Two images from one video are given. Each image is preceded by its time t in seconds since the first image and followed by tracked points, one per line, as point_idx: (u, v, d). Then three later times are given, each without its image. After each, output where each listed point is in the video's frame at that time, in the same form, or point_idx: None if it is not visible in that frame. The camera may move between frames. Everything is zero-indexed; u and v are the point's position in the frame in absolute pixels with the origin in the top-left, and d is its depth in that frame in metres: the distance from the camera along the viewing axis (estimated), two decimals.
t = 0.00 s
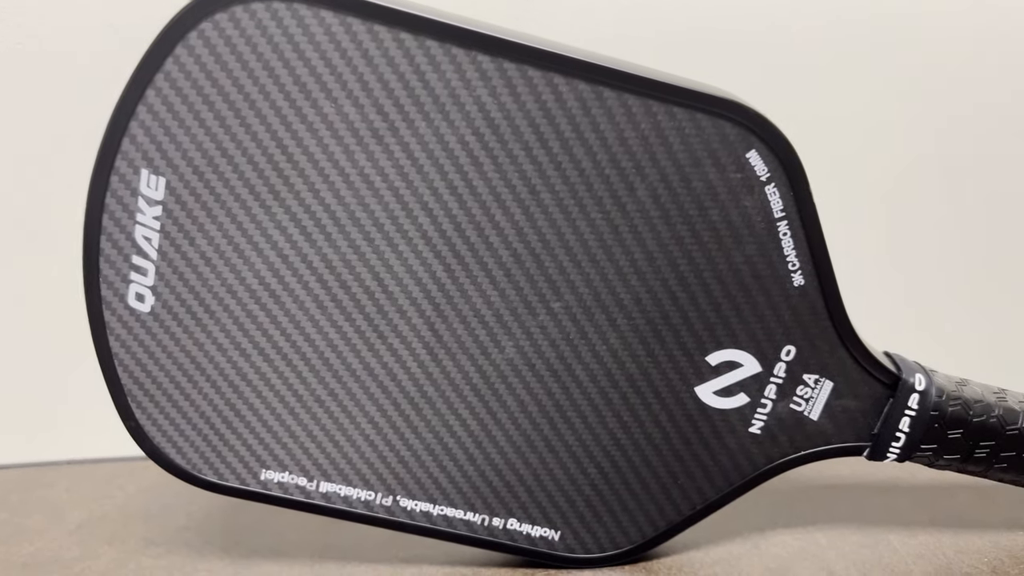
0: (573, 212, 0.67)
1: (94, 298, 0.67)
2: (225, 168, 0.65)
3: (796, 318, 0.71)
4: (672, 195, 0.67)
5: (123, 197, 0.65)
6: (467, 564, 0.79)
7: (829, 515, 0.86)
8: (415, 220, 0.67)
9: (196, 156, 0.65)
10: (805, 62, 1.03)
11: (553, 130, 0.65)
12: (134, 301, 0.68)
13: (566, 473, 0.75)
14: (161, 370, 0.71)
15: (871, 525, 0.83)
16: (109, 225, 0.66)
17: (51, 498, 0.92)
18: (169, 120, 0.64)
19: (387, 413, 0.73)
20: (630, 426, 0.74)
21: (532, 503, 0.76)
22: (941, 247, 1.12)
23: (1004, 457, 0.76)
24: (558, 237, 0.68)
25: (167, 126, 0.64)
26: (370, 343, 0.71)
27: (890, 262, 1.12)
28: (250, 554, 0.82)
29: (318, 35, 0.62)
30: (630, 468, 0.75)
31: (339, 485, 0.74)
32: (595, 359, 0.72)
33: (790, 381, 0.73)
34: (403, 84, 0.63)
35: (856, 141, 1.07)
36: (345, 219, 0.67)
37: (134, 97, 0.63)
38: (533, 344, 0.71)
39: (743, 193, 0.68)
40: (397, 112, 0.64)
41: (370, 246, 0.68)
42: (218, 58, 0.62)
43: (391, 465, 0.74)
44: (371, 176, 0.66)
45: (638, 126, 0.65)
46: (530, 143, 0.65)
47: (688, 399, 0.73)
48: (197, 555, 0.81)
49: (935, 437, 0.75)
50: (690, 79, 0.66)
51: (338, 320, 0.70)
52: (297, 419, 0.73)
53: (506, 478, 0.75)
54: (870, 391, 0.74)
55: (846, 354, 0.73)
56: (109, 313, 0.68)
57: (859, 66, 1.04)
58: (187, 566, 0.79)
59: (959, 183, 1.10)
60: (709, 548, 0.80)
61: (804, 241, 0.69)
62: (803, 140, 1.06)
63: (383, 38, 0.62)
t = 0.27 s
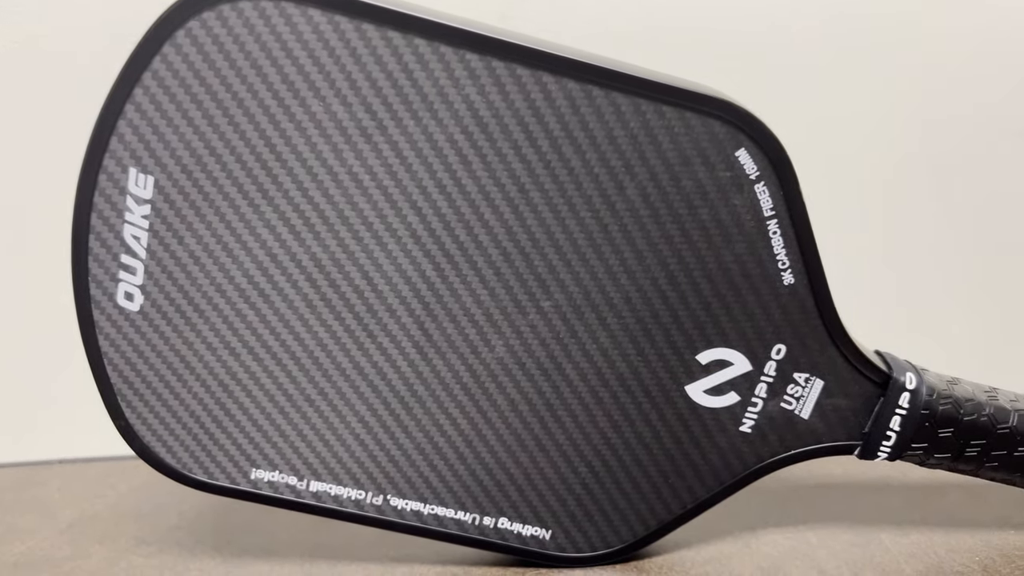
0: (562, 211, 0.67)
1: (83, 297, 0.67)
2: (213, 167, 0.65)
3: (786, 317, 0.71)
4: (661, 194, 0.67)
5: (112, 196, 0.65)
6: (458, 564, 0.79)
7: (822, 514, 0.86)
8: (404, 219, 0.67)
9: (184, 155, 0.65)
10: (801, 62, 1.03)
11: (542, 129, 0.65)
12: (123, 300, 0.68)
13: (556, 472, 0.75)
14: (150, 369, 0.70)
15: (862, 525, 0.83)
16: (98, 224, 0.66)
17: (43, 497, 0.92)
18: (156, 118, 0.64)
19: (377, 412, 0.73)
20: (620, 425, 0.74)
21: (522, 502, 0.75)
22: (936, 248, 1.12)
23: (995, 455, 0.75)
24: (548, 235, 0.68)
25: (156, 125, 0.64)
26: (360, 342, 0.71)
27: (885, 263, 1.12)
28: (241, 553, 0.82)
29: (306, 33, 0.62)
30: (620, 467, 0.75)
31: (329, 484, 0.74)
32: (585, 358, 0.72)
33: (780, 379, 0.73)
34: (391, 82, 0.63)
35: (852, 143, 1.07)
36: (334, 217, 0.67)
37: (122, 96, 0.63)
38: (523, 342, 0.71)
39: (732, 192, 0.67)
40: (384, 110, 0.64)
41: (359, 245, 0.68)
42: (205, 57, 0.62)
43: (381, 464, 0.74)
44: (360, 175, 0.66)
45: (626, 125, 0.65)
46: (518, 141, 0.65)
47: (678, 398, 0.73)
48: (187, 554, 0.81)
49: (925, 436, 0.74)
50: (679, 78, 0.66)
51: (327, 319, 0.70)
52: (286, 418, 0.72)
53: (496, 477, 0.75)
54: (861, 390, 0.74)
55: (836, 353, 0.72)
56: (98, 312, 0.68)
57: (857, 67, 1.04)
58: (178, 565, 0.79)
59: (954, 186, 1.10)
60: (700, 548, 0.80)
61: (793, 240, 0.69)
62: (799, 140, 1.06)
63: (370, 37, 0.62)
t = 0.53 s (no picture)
0: (551, 209, 0.67)
1: (71, 296, 0.67)
2: (201, 165, 0.65)
3: (776, 316, 0.71)
4: (650, 192, 0.67)
5: (99, 195, 0.65)
6: (448, 563, 0.79)
7: (814, 513, 0.86)
8: (392, 217, 0.67)
9: (172, 154, 0.65)
10: (798, 62, 1.03)
11: (531, 127, 0.65)
12: (111, 298, 0.68)
13: (547, 471, 0.75)
14: (139, 368, 0.70)
15: (853, 524, 0.83)
16: (85, 223, 0.66)
17: (34, 497, 0.92)
18: (143, 117, 0.63)
19: (366, 411, 0.73)
20: (611, 424, 0.74)
21: (513, 501, 0.75)
22: (931, 249, 1.12)
23: (986, 454, 0.75)
24: (537, 234, 0.68)
25: (143, 124, 0.64)
26: (348, 341, 0.71)
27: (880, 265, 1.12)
28: (231, 553, 0.81)
29: (293, 31, 0.62)
30: (611, 466, 0.75)
31: (319, 483, 0.74)
32: (575, 357, 0.72)
33: (770, 378, 0.72)
34: (378, 80, 0.63)
35: (848, 143, 1.07)
36: (322, 216, 0.67)
37: (108, 94, 0.62)
38: (512, 341, 0.71)
39: (721, 190, 0.67)
40: (372, 109, 0.64)
41: (347, 244, 0.68)
42: (192, 55, 0.62)
43: (370, 463, 0.74)
44: (348, 173, 0.66)
45: (615, 124, 0.65)
46: (507, 139, 0.65)
47: (668, 396, 0.73)
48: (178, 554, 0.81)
49: (916, 435, 0.74)
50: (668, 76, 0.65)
51: (316, 318, 0.70)
52: (275, 417, 0.72)
53: (487, 477, 0.75)
54: (852, 389, 0.73)
55: (826, 352, 0.72)
56: (86, 311, 0.68)
57: (855, 68, 1.04)
58: (168, 565, 0.79)
59: (951, 187, 1.10)
60: (691, 547, 0.80)
61: (783, 239, 0.69)
62: (795, 140, 1.06)
63: (358, 35, 0.62)
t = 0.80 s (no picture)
0: (541, 207, 0.67)
1: (60, 294, 0.67)
2: (190, 163, 0.65)
3: (766, 313, 0.71)
4: (640, 189, 0.67)
5: (88, 192, 0.65)
6: (440, 561, 0.79)
7: (806, 511, 0.86)
8: (382, 215, 0.67)
9: (161, 151, 0.65)
10: (796, 61, 1.03)
11: (520, 124, 0.65)
12: (100, 296, 0.68)
13: (538, 469, 0.75)
14: (129, 366, 0.70)
15: (846, 521, 0.83)
16: (74, 220, 0.65)
17: (26, 495, 0.92)
18: (132, 114, 0.63)
19: (357, 409, 0.72)
20: (601, 421, 0.74)
21: (504, 499, 0.75)
22: (929, 249, 1.12)
23: (977, 452, 0.75)
24: (527, 231, 0.68)
25: (131, 121, 0.63)
26: (339, 339, 0.70)
27: (878, 266, 1.12)
28: (222, 551, 0.81)
29: (281, 28, 0.62)
30: (602, 464, 0.75)
31: (310, 481, 0.74)
32: (566, 355, 0.72)
33: (761, 375, 0.72)
34: (367, 78, 0.63)
35: (847, 143, 1.07)
36: (311, 213, 0.67)
37: (97, 91, 0.62)
38: (503, 339, 0.71)
39: (711, 188, 0.67)
40: (361, 106, 0.64)
41: (337, 241, 0.68)
42: (181, 53, 0.62)
43: (361, 461, 0.74)
44: (337, 171, 0.65)
45: (604, 121, 0.65)
46: (496, 137, 0.65)
47: (659, 394, 0.73)
48: (170, 552, 0.81)
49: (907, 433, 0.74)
50: (658, 73, 0.65)
51: (306, 315, 0.70)
52: (266, 415, 0.72)
53: (478, 474, 0.75)
54: (842, 386, 0.73)
55: (817, 349, 0.72)
56: (76, 309, 0.68)
57: (856, 69, 1.04)
58: (160, 563, 0.79)
59: (949, 187, 1.10)
60: (683, 544, 0.80)
61: (773, 236, 0.69)
62: (794, 139, 1.06)
63: (346, 32, 0.62)
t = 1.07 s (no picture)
0: (530, 204, 0.67)
1: (48, 291, 0.67)
2: (178, 160, 0.65)
3: (756, 310, 0.71)
4: (629, 186, 0.67)
5: (77, 189, 0.65)
6: (431, 559, 0.79)
7: (797, 508, 0.86)
8: (370, 211, 0.67)
9: (149, 148, 0.64)
10: (795, 61, 1.03)
11: (509, 120, 0.64)
12: (89, 293, 0.68)
13: (528, 466, 0.75)
14: (118, 363, 0.70)
15: (837, 518, 0.83)
16: (63, 217, 0.65)
17: (18, 493, 0.92)
18: (119, 111, 0.63)
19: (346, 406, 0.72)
20: (592, 418, 0.74)
21: (495, 496, 0.75)
22: (927, 249, 1.12)
23: (967, 449, 0.75)
24: (516, 228, 0.68)
25: (119, 118, 0.63)
26: (328, 336, 0.70)
27: (876, 266, 1.12)
28: (213, 549, 0.81)
29: (269, 24, 0.61)
30: (592, 461, 0.75)
31: (300, 479, 0.74)
32: (556, 352, 0.72)
33: (751, 372, 0.72)
34: (355, 74, 0.63)
35: (846, 142, 1.07)
36: (299, 210, 0.67)
37: (84, 88, 0.62)
38: (492, 336, 0.71)
39: (700, 184, 0.67)
40: (349, 102, 0.64)
41: (325, 238, 0.67)
42: (168, 49, 0.62)
43: (351, 458, 0.74)
44: (325, 167, 0.65)
45: (593, 118, 0.65)
46: (484, 133, 0.65)
47: (649, 391, 0.73)
48: (161, 550, 0.81)
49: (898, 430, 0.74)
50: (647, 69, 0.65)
51: (295, 312, 0.70)
52: (255, 412, 0.72)
53: (468, 472, 0.75)
54: (833, 383, 0.73)
55: (807, 346, 0.72)
56: (64, 306, 0.68)
57: (856, 69, 1.04)
58: (151, 561, 0.79)
59: (948, 188, 1.10)
60: (674, 542, 0.80)
61: (763, 233, 0.69)
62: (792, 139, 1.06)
63: (334, 27, 0.61)
